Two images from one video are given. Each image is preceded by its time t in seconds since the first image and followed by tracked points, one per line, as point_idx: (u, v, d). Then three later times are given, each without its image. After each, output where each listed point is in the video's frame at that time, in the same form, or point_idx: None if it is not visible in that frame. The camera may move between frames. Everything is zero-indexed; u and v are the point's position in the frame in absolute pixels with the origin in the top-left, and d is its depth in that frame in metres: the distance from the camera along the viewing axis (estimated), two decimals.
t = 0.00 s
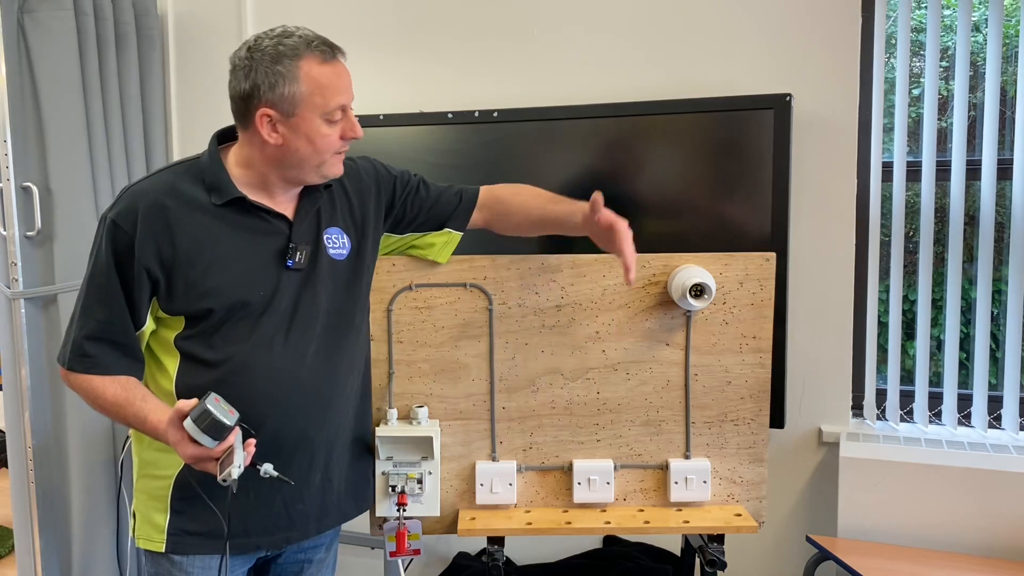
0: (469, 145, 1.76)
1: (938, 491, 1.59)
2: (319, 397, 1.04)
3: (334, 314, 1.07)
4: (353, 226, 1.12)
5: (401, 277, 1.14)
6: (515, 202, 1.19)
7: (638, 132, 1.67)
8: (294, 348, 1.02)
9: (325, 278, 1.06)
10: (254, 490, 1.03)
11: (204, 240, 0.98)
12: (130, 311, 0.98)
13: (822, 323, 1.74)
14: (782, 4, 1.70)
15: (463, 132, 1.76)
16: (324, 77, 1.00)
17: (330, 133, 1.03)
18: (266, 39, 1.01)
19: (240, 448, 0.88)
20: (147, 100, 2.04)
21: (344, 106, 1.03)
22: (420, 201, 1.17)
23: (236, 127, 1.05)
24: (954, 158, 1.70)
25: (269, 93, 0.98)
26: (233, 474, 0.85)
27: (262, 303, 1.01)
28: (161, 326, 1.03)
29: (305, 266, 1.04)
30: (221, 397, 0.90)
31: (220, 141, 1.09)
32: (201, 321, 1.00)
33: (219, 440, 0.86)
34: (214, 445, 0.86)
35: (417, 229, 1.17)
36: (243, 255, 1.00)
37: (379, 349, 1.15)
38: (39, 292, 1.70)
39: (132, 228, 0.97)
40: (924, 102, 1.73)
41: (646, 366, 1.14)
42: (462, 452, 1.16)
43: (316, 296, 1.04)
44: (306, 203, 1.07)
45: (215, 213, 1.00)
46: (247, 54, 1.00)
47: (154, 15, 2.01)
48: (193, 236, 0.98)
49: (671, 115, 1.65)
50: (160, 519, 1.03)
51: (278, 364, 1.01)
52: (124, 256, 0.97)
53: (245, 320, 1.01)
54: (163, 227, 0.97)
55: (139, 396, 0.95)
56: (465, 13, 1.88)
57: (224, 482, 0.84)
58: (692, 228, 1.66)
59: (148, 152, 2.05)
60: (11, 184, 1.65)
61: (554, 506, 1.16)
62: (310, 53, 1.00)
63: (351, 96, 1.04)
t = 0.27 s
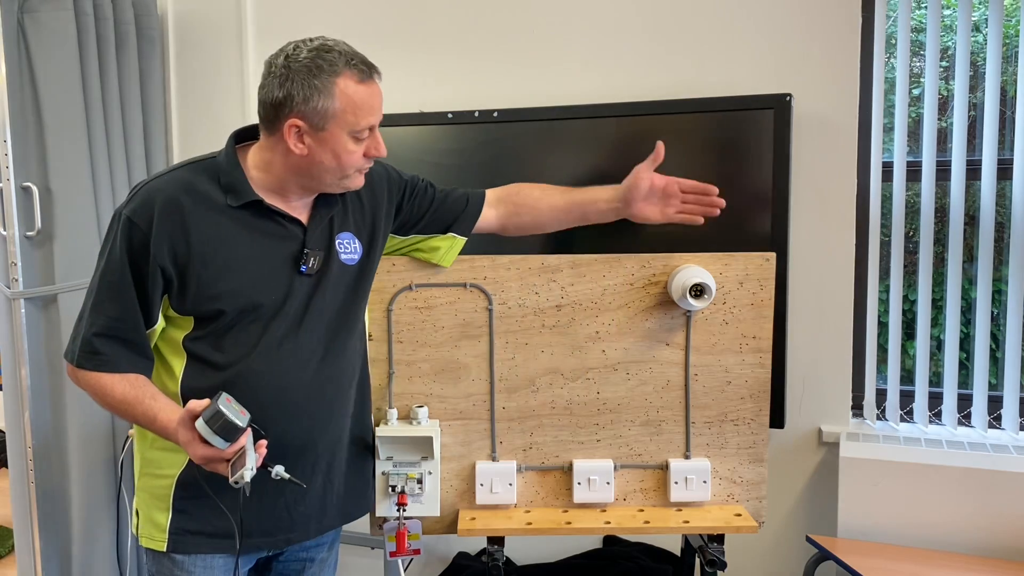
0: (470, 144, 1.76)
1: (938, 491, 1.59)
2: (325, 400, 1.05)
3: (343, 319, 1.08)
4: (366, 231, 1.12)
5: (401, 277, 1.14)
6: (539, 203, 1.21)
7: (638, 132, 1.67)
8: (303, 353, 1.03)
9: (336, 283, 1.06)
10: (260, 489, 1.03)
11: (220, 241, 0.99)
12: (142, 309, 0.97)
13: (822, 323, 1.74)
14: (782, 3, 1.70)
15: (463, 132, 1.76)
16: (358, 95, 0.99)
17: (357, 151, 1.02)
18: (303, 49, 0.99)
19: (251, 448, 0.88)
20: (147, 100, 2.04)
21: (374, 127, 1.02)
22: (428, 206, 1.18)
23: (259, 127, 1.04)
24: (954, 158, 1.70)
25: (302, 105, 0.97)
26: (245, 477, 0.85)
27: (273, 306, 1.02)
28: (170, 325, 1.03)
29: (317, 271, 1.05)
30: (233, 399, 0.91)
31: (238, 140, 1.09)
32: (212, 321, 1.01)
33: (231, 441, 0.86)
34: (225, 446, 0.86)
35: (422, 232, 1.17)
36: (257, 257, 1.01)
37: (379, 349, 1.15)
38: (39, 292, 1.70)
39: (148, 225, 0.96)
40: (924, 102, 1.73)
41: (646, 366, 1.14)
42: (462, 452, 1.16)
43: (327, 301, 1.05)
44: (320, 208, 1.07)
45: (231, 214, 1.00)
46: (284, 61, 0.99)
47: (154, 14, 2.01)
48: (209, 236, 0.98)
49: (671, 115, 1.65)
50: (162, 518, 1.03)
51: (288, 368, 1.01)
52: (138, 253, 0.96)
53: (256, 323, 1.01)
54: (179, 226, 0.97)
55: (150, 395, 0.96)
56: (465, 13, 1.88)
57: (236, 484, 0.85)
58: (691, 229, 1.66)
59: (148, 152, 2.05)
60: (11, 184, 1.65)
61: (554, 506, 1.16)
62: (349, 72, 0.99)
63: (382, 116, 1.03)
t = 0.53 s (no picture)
0: (470, 144, 1.76)
1: (938, 491, 1.59)
2: (327, 402, 1.05)
3: (344, 320, 1.08)
4: (368, 234, 1.13)
5: (400, 277, 1.14)
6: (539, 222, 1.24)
7: (638, 132, 1.67)
8: (305, 354, 1.03)
9: (338, 284, 1.07)
10: (264, 493, 1.03)
11: (223, 239, 0.99)
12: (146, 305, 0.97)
13: (822, 323, 1.74)
14: (782, 3, 1.70)
15: (463, 132, 1.76)
16: (319, 66, 0.97)
17: (326, 127, 0.98)
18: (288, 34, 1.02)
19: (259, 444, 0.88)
20: (147, 100, 2.04)
21: (341, 101, 0.98)
22: (431, 215, 1.22)
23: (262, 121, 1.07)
24: (954, 158, 1.70)
25: (270, 81, 0.98)
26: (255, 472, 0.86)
27: (275, 305, 1.02)
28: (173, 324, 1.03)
29: (320, 271, 1.05)
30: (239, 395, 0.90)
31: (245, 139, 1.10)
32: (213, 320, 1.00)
33: (239, 437, 0.86)
34: (234, 441, 0.86)
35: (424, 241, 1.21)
36: (259, 255, 1.01)
37: (379, 349, 1.15)
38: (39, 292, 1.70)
39: (152, 221, 0.96)
40: (924, 102, 1.73)
41: (646, 366, 1.14)
42: (462, 452, 1.16)
43: (328, 301, 1.05)
44: (323, 208, 1.08)
45: (235, 212, 1.01)
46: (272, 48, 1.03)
47: (154, 15, 2.01)
48: (212, 234, 0.98)
49: (671, 116, 1.65)
50: (167, 520, 1.02)
51: (292, 370, 1.02)
52: (141, 249, 0.96)
53: (257, 322, 1.01)
54: (183, 223, 0.97)
55: (154, 391, 0.95)
56: (466, 13, 1.88)
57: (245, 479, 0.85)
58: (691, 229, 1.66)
59: (148, 152, 2.05)
60: (11, 184, 1.65)
61: (554, 506, 1.16)
62: (314, 45, 0.97)
63: (353, 90, 0.98)
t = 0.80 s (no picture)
0: (470, 144, 1.76)
1: (939, 491, 1.59)
2: (322, 404, 1.05)
3: (339, 321, 1.08)
4: (366, 236, 1.13)
5: (401, 277, 1.14)
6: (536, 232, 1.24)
7: (638, 132, 1.67)
8: (298, 355, 1.03)
9: (333, 283, 1.07)
10: (259, 495, 1.03)
11: (217, 235, 1.00)
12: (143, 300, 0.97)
13: (822, 323, 1.74)
14: (782, 4, 1.70)
15: (463, 132, 1.76)
16: (294, 52, 1.04)
17: (294, 105, 1.03)
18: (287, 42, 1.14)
19: (255, 430, 0.88)
20: (147, 100, 2.04)
21: (309, 80, 1.03)
22: (431, 221, 1.21)
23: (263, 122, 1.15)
24: (954, 158, 1.70)
25: (257, 73, 1.08)
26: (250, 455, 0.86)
27: (269, 303, 1.01)
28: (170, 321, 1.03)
29: (314, 270, 1.05)
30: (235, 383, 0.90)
31: (243, 140, 1.12)
32: (207, 317, 1.00)
33: (236, 422, 0.85)
34: (230, 427, 0.85)
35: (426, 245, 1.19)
36: (254, 253, 1.01)
37: (379, 349, 1.15)
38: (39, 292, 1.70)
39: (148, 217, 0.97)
40: (924, 102, 1.73)
41: (646, 366, 1.14)
42: (462, 452, 1.16)
43: (323, 301, 1.05)
44: (318, 208, 1.08)
45: (230, 209, 1.02)
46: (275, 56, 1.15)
47: (154, 15, 2.02)
48: (207, 230, 0.99)
49: (670, 116, 1.65)
50: (164, 520, 1.02)
51: (287, 370, 1.02)
52: (137, 244, 0.97)
53: (251, 320, 1.01)
54: (178, 218, 0.98)
55: (153, 383, 0.95)
56: (465, 13, 1.88)
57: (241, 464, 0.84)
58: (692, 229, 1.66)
59: (148, 152, 2.05)
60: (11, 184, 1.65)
61: (554, 506, 1.16)
62: (292, 36, 1.05)
63: (321, 72, 1.04)
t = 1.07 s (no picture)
0: (469, 144, 1.76)
1: (938, 491, 1.59)
2: (316, 403, 1.05)
3: (332, 319, 1.07)
4: (360, 234, 1.13)
5: (401, 277, 1.14)
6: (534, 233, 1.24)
7: (637, 132, 1.67)
8: (291, 353, 1.02)
9: (326, 281, 1.06)
10: (252, 494, 1.03)
11: (208, 233, 1.00)
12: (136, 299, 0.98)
13: (822, 323, 1.74)
14: (782, 4, 1.70)
15: (463, 132, 1.76)
16: (278, 49, 1.05)
17: (279, 101, 1.03)
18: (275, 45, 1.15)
19: (238, 427, 0.87)
20: (146, 100, 2.04)
21: (292, 76, 1.04)
22: (430, 220, 1.21)
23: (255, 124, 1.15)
24: (954, 158, 1.70)
25: (245, 74, 1.09)
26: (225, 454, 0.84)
27: (260, 300, 1.01)
28: (164, 319, 1.03)
29: (306, 267, 1.05)
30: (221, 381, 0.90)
31: (237, 142, 1.13)
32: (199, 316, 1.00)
33: (216, 419, 0.85)
34: (212, 423, 0.85)
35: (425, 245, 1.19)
36: (245, 250, 1.01)
37: (379, 349, 1.15)
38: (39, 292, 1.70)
39: (139, 216, 0.98)
40: (924, 102, 1.73)
41: (646, 366, 1.14)
42: (462, 452, 1.16)
43: (315, 298, 1.05)
44: (310, 206, 1.08)
45: (221, 208, 1.02)
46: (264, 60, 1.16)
47: (154, 15, 2.01)
48: (197, 228, 0.99)
49: (670, 115, 1.65)
50: (159, 519, 1.03)
51: (281, 368, 1.02)
52: (127, 245, 0.98)
53: (243, 318, 1.01)
54: (169, 217, 0.99)
55: (142, 380, 0.95)
56: (465, 13, 1.88)
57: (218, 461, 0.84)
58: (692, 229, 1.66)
59: (148, 152, 2.05)
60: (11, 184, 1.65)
61: (554, 506, 1.16)
62: (276, 34, 1.06)
63: (304, 67, 1.05)
